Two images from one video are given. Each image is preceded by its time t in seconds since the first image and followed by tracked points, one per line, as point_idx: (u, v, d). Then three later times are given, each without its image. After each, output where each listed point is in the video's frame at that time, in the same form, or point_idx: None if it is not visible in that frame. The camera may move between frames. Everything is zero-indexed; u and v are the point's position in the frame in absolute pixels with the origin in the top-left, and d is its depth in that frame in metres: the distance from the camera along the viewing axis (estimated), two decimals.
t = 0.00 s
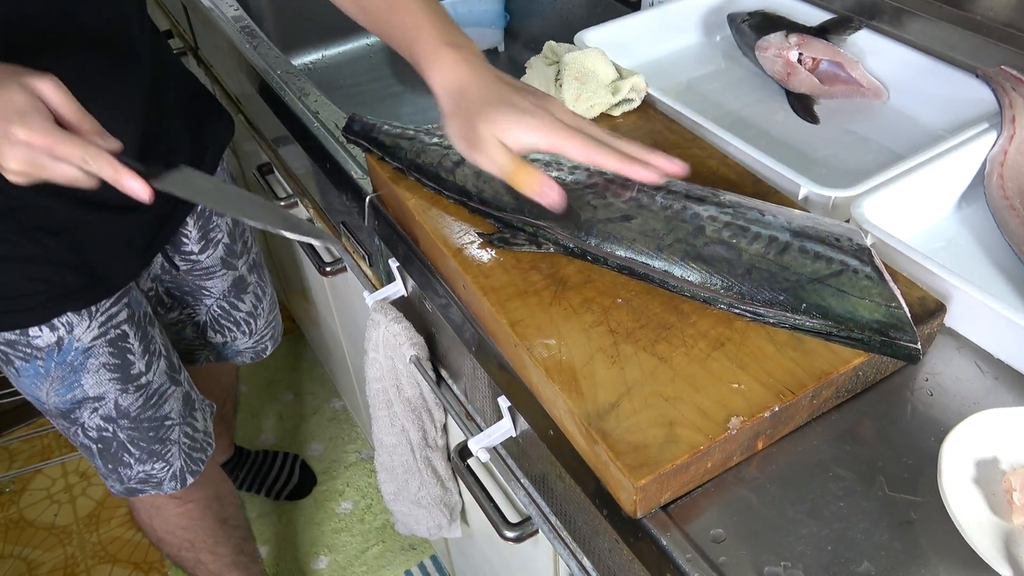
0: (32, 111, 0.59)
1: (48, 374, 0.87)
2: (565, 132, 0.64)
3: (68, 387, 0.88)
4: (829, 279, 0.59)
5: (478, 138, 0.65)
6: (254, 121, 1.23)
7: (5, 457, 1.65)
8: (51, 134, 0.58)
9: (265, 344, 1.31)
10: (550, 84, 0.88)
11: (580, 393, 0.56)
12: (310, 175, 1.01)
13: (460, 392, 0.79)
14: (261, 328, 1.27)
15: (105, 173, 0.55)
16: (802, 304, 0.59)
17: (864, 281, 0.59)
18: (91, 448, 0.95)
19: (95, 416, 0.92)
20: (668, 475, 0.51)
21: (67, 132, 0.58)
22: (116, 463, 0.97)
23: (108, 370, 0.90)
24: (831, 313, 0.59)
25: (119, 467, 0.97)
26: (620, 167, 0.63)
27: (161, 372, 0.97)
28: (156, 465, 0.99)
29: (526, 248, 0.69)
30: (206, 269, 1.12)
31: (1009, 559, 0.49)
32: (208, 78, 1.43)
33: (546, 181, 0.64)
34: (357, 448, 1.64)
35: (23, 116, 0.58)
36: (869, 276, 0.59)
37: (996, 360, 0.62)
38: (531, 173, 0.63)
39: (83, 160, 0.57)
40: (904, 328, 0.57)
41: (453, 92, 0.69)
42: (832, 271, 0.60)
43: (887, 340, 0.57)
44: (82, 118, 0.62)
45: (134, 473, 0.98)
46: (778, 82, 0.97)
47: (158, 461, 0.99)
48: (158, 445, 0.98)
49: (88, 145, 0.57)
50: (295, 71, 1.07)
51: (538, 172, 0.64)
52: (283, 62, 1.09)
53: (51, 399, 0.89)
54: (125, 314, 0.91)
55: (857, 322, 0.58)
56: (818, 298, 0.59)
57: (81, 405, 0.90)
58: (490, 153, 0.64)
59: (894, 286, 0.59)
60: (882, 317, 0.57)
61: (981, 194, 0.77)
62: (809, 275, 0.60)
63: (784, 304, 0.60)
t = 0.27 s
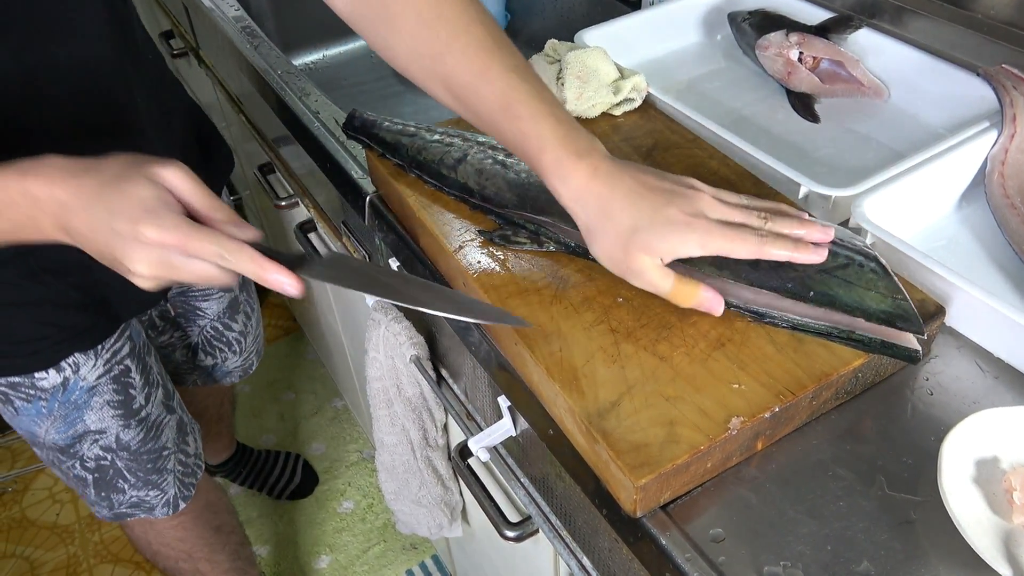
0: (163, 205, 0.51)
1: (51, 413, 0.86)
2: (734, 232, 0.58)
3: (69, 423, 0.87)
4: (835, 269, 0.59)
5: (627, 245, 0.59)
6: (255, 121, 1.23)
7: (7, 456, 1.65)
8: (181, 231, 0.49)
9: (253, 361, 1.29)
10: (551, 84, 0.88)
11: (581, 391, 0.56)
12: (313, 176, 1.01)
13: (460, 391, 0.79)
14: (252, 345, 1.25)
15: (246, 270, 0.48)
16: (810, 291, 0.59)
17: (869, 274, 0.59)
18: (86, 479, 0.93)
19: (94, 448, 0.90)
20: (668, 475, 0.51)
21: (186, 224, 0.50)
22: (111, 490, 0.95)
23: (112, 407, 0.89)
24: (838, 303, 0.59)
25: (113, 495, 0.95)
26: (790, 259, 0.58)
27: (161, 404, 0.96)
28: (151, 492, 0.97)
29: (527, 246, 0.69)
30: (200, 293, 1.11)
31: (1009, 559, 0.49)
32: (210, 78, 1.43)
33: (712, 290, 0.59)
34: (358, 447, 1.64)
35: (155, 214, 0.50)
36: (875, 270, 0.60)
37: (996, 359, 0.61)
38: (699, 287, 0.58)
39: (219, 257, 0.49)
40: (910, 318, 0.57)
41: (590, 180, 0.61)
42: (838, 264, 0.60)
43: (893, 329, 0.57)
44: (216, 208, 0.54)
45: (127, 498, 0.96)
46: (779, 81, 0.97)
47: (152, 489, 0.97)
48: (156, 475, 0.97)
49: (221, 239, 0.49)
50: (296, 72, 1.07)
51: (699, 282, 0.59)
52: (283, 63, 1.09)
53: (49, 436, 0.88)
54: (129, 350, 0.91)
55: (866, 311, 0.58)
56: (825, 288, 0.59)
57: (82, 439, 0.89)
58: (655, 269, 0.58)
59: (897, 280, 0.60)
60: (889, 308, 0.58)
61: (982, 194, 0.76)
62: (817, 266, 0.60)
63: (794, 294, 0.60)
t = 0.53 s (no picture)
0: (342, 259, 0.46)
1: (79, 443, 0.84)
2: (761, 216, 0.56)
3: (97, 452, 0.86)
4: (839, 263, 0.59)
5: (654, 236, 0.58)
6: (257, 121, 1.23)
7: (9, 456, 1.65)
8: (367, 285, 0.45)
9: (280, 344, 1.26)
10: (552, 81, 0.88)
11: (582, 389, 0.56)
12: (315, 176, 1.01)
13: (461, 390, 0.79)
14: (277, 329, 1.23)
15: (440, 325, 0.44)
16: (813, 283, 0.60)
17: (873, 268, 0.59)
18: (108, 508, 0.91)
19: (120, 476, 0.89)
20: (669, 472, 0.51)
21: (372, 276, 0.45)
22: (132, 518, 0.93)
23: (139, 431, 0.88)
24: (842, 295, 0.59)
25: (135, 523, 0.94)
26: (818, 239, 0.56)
27: (177, 422, 0.96)
28: (174, 514, 0.96)
29: (527, 244, 0.70)
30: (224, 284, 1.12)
31: (1012, 556, 0.49)
32: (211, 77, 1.43)
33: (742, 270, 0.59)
34: (360, 446, 1.65)
35: (340, 269, 0.45)
36: (878, 263, 0.59)
37: (997, 357, 0.61)
38: (728, 269, 0.59)
39: (407, 311, 0.45)
40: (914, 312, 0.57)
41: (608, 173, 0.60)
42: (842, 256, 0.60)
43: (899, 324, 0.57)
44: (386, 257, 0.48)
45: (149, 524, 0.95)
46: (780, 79, 0.97)
47: (177, 510, 0.96)
48: (180, 495, 0.95)
49: (403, 290, 0.45)
50: (297, 71, 1.07)
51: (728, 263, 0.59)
52: (286, 62, 1.09)
53: (74, 467, 0.86)
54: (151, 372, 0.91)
55: (870, 304, 0.58)
56: (829, 279, 0.59)
57: (108, 467, 0.88)
58: (682, 258, 0.58)
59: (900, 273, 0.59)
60: (892, 302, 0.57)
61: (983, 191, 0.76)
62: (820, 258, 0.60)
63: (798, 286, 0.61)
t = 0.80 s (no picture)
0: (553, 265, 0.47)
1: (98, 457, 0.84)
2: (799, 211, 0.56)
3: (116, 465, 0.86)
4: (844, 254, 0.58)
5: (694, 221, 0.58)
6: (257, 119, 1.23)
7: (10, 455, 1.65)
8: (582, 288, 0.46)
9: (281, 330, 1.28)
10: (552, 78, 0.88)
11: (581, 387, 0.56)
12: (315, 175, 1.00)
13: (461, 388, 0.79)
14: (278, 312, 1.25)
15: (641, 320, 0.46)
16: (820, 266, 0.57)
17: (876, 264, 0.59)
18: (127, 520, 0.92)
19: (138, 487, 0.90)
20: (670, 471, 0.51)
21: (586, 279, 0.47)
22: (149, 528, 0.95)
23: (155, 440, 0.89)
24: (850, 285, 0.57)
25: (152, 532, 0.95)
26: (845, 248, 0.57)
27: (187, 427, 0.97)
28: (191, 520, 0.98)
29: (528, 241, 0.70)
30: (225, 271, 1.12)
31: (1013, 555, 0.49)
32: (211, 76, 1.43)
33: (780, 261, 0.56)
34: (361, 445, 1.64)
35: (552, 275, 0.46)
36: (881, 260, 0.59)
37: (999, 354, 0.61)
38: (767, 255, 0.55)
39: (613, 310, 0.46)
40: (916, 305, 0.57)
41: (651, 154, 0.60)
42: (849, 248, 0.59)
43: (901, 316, 0.57)
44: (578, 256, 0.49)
45: (166, 533, 0.97)
46: (782, 76, 0.96)
47: (194, 516, 0.98)
48: (196, 499, 0.98)
49: (617, 290, 0.46)
50: (297, 69, 1.07)
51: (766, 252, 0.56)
52: (286, 60, 1.09)
53: (93, 482, 0.85)
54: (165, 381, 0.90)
55: (874, 295, 0.57)
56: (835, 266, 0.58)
57: (127, 479, 0.88)
58: (721, 242, 0.56)
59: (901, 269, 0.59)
60: (896, 294, 0.57)
61: (986, 188, 0.76)
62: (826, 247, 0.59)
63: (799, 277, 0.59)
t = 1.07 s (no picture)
0: (613, 276, 0.48)
1: (108, 457, 0.84)
2: (796, 208, 0.57)
3: (125, 463, 0.86)
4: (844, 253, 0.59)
5: (692, 216, 0.59)
6: (256, 119, 1.23)
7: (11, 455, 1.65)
8: (643, 297, 0.48)
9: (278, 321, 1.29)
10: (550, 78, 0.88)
11: (580, 387, 0.56)
12: (315, 175, 1.00)
13: (461, 388, 0.78)
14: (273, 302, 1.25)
15: (700, 322, 0.49)
16: (819, 263, 0.58)
17: (876, 263, 0.60)
18: (137, 517, 0.92)
19: (147, 483, 0.90)
20: (668, 471, 0.51)
21: (644, 288, 0.49)
22: (158, 524, 0.95)
23: (163, 436, 0.89)
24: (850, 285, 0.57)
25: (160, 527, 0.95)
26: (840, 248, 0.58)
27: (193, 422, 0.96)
28: (197, 511, 0.98)
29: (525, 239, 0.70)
30: (220, 262, 1.12)
31: (1013, 556, 0.49)
32: (211, 75, 1.43)
33: (779, 257, 0.56)
34: (361, 444, 1.64)
35: (614, 285, 0.48)
36: (880, 259, 0.60)
37: (998, 354, 0.61)
38: (766, 250, 0.55)
39: (674, 315, 0.48)
40: (915, 305, 0.57)
41: (651, 149, 0.61)
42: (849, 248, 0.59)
43: (900, 314, 0.57)
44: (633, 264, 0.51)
45: (174, 526, 0.97)
46: (781, 76, 0.96)
47: (200, 507, 0.98)
48: (201, 490, 0.98)
49: (675, 297, 0.48)
50: (297, 69, 1.07)
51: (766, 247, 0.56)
52: (285, 61, 1.09)
53: (104, 482, 0.86)
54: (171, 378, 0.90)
55: (874, 293, 0.57)
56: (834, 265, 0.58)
57: (136, 476, 0.88)
58: (720, 236, 0.57)
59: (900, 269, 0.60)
60: (895, 293, 0.57)
61: (985, 188, 0.76)
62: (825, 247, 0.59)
63: (798, 274, 0.58)
